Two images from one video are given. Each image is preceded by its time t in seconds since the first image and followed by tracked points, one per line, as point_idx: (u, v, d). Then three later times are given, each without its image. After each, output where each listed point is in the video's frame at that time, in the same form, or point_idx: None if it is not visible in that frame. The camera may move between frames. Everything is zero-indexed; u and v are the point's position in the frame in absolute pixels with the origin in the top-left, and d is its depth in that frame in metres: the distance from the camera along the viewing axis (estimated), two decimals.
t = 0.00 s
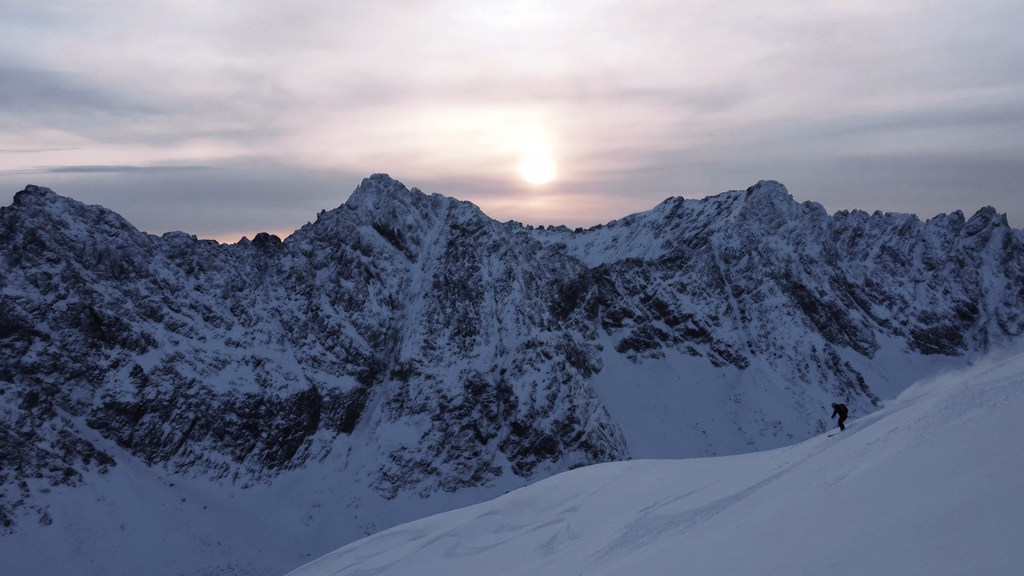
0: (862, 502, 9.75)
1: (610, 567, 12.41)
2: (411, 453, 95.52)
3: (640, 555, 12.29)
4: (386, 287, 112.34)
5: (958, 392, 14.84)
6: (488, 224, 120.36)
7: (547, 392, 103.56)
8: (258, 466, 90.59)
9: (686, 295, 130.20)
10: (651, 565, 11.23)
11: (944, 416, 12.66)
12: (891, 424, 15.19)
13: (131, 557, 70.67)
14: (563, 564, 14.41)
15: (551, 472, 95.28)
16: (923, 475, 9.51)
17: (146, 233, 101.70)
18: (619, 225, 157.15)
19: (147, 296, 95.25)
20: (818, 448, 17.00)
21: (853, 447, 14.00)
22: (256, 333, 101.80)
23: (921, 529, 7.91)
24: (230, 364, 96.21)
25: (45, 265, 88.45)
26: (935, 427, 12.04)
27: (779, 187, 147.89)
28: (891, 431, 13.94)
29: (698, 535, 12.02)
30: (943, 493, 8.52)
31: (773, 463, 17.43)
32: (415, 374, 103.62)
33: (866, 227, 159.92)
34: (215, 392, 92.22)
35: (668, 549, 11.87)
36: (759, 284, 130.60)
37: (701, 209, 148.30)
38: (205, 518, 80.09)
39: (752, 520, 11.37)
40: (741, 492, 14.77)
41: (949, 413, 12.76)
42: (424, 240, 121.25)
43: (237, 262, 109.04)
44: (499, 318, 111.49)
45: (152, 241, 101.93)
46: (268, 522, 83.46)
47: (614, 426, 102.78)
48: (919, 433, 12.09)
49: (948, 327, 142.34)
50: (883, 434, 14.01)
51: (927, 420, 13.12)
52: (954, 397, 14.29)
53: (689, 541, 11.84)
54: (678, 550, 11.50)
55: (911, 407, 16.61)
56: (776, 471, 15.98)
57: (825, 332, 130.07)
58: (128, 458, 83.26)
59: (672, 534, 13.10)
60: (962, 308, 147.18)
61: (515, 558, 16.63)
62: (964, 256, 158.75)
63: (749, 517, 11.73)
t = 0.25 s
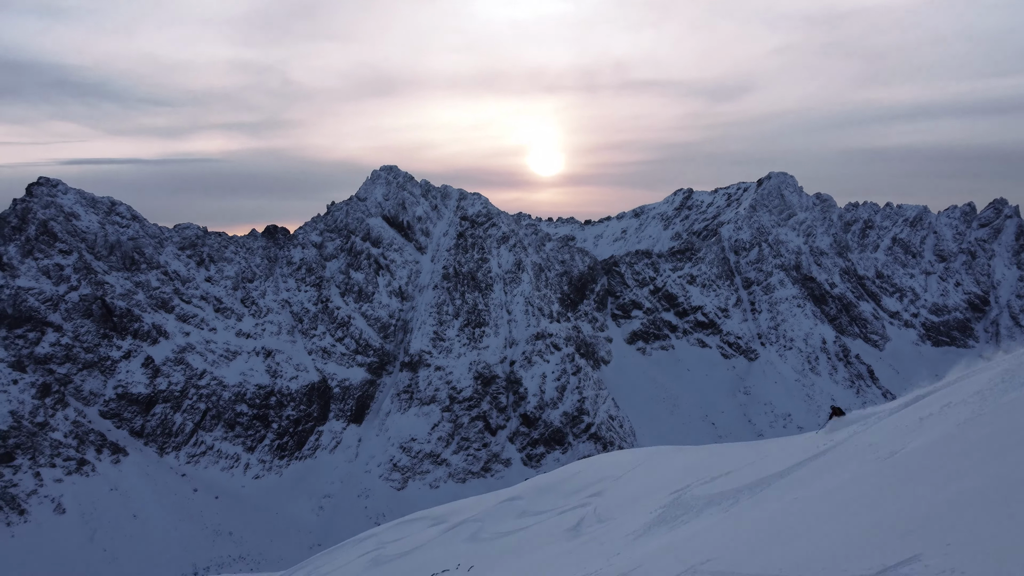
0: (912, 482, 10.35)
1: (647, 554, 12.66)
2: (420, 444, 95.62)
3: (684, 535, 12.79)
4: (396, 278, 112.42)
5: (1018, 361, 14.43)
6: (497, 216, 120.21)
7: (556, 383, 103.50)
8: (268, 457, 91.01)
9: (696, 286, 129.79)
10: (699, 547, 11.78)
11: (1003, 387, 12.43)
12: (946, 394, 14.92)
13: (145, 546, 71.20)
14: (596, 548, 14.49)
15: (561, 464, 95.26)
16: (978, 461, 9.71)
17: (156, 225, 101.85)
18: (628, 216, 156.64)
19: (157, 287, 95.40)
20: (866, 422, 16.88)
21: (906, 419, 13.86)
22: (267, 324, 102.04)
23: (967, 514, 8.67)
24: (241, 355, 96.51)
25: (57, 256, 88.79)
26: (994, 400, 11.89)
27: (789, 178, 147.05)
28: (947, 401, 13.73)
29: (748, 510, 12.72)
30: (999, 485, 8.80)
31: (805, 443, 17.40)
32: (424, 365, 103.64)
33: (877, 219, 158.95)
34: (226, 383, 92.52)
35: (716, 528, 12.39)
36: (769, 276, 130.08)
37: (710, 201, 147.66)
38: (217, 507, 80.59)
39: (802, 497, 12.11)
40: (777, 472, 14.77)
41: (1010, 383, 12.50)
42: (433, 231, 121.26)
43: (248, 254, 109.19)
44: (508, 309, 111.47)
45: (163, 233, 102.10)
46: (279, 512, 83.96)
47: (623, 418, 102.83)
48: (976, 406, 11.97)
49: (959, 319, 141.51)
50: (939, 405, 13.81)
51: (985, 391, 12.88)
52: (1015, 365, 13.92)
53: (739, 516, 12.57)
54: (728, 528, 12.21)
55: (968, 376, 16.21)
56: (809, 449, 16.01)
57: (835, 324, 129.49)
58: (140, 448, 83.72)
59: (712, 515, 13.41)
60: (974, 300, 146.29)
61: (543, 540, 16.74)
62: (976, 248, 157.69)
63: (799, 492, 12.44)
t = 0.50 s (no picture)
0: (967, 449, 10.09)
1: (673, 539, 12.68)
2: (428, 437, 95.80)
3: (716, 518, 12.89)
4: (403, 271, 112.43)
5: None
6: (505, 209, 120.06)
7: (564, 376, 103.45)
8: (277, 449, 91.32)
9: (704, 280, 129.38)
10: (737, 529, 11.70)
11: None
12: (996, 372, 14.48)
13: (154, 538, 71.53)
14: (623, 533, 14.46)
15: (568, 457, 95.32)
16: None
17: (165, 218, 102.01)
18: (635, 209, 156.23)
19: (166, 280, 95.60)
20: (901, 404, 16.60)
21: (954, 397, 13.54)
22: (275, 317, 102.17)
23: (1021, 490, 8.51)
24: (250, 348, 96.69)
25: (67, 249, 89.15)
26: None
27: (797, 171, 146.29)
28: (998, 379, 13.34)
29: (789, 491, 12.63)
30: None
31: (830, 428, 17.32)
32: (432, 358, 103.67)
33: (886, 212, 158.03)
34: (235, 375, 92.75)
35: (750, 511, 12.41)
36: (777, 269, 129.62)
37: (718, 194, 147.07)
38: (226, 499, 80.89)
39: (846, 474, 11.96)
40: (806, 457, 14.74)
41: None
42: (441, 224, 121.20)
43: (256, 246, 109.31)
44: (516, 302, 111.42)
45: (172, 226, 102.26)
46: (288, 504, 84.29)
47: (631, 411, 102.79)
48: None
49: (969, 313, 140.88)
50: (989, 383, 13.42)
51: None
52: None
53: (780, 497, 12.49)
54: (766, 507, 12.22)
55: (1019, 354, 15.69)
56: (838, 435, 15.90)
57: (844, 317, 128.93)
58: (149, 440, 84.07)
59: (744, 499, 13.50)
60: (983, 293, 145.63)
61: (568, 528, 16.72)
62: (986, 241, 156.84)
63: (842, 471, 12.30)
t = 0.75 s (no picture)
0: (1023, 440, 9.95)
1: (706, 528, 12.90)
2: (433, 431, 95.97)
3: (754, 505, 13.15)
4: (408, 266, 112.52)
5: None
6: (510, 203, 120.01)
7: (569, 370, 103.42)
8: (283, 443, 91.46)
9: (709, 274, 129.24)
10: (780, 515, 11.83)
11: None
12: None
13: (161, 532, 71.76)
14: (653, 522, 14.56)
15: (573, 451, 95.47)
16: None
17: (171, 212, 102.02)
18: (640, 204, 156.01)
19: (172, 275, 95.71)
20: (947, 386, 16.29)
21: (1004, 380, 13.22)
22: (280, 311, 102.29)
23: None
24: (256, 342, 96.81)
25: (73, 243, 89.23)
26: None
27: (802, 165, 145.91)
28: None
29: (829, 478, 12.74)
30: None
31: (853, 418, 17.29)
32: (437, 352, 103.74)
33: (891, 206, 157.64)
34: (241, 369, 92.88)
35: (786, 498, 12.62)
36: (783, 263, 129.36)
37: (723, 188, 146.82)
38: (232, 493, 81.15)
39: (892, 459, 12.02)
40: (830, 446, 14.99)
41: None
42: (446, 219, 121.25)
43: (261, 241, 109.38)
44: (521, 297, 111.45)
45: (177, 220, 102.27)
46: (294, 497, 84.57)
47: (636, 406, 102.84)
48: None
49: (974, 308, 140.67)
50: None
51: None
52: None
53: (821, 484, 12.62)
54: (804, 494, 12.40)
55: None
56: (863, 423, 15.87)
57: (849, 312, 128.66)
58: (156, 434, 84.31)
59: (775, 488, 13.72)
60: (989, 288, 145.37)
61: (592, 517, 16.86)
62: (992, 236, 156.54)
63: (886, 456, 12.37)
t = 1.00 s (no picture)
0: None
1: (746, 519, 13.66)
2: (436, 426, 96.12)
3: (792, 496, 13.91)
4: (411, 261, 112.42)
5: None
6: (512, 198, 119.88)
7: (571, 366, 103.45)
8: (286, 439, 91.61)
9: (711, 270, 129.22)
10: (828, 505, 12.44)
11: None
12: None
13: (164, 527, 71.88)
14: (680, 515, 15.64)
15: (575, 447, 95.61)
16: None
17: (173, 208, 101.94)
18: (642, 199, 155.92)
19: (175, 270, 95.67)
20: (987, 375, 16.40)
21: None
22: (283, 307, 102.31)
23: None
24: (259, 338, 96.76)
25: (76, 239, 89.23)
26: None
27: (804, 160, 145.73)
28: None
29: (874, 469, 13.31)
30: None
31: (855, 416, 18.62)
32: (440, 348, 103.72)
33: (893, 201, 157.43)
34: (244, 365, 92.76)
35: (825, 490, 13.31)
36: (785, 259, 129.18)
37: (725, 183, 146.66)
38: (236, 488, 81.26)
39: (944, 448, 12.33)
40: (866, 437, 15.45)
41: None
42: (448, 214, 121.16)
43: (264, 237, 109.37)
44: (524, 292, 111.41)
45: (180, 216, 102.19)
46: (297, 492, 84.76)
47: (638, 401, 102.94)
48: None
49: (976, 303, 140.68)
50: None
51: None
52: None
53: (867, 474, 13.17)
54: (840, 487, 13.06)
55: None
56: (863, 421, 17.27)
57: (852, 307, 128.65)
58: (159, 429, 84.39)
59: (810, 480, 14.48)
60: (991, 283, 145.31)
61: (616, 509, 18.02)
62: (994, 231, 156.36)
63: (938, 443, 12.70)
